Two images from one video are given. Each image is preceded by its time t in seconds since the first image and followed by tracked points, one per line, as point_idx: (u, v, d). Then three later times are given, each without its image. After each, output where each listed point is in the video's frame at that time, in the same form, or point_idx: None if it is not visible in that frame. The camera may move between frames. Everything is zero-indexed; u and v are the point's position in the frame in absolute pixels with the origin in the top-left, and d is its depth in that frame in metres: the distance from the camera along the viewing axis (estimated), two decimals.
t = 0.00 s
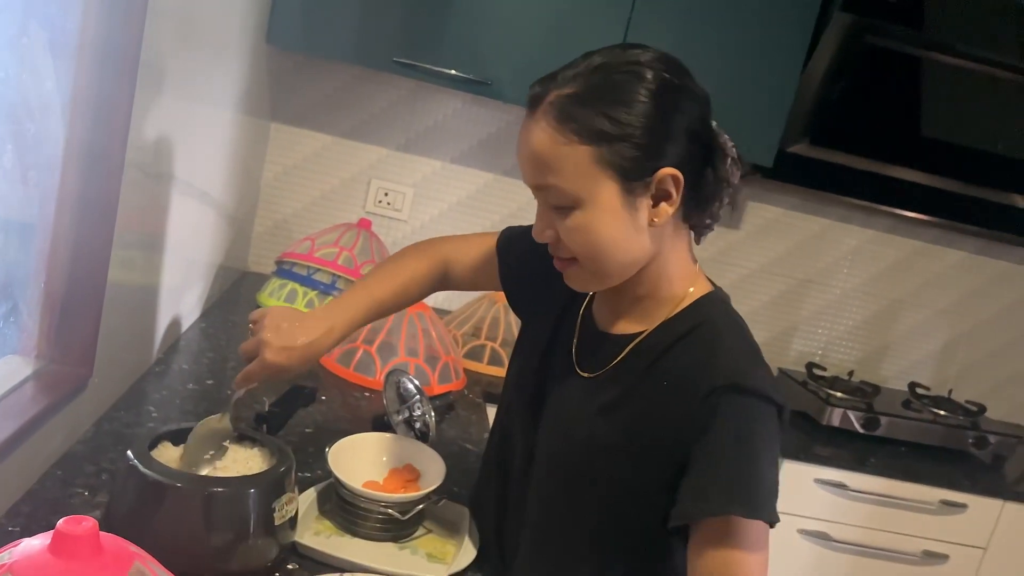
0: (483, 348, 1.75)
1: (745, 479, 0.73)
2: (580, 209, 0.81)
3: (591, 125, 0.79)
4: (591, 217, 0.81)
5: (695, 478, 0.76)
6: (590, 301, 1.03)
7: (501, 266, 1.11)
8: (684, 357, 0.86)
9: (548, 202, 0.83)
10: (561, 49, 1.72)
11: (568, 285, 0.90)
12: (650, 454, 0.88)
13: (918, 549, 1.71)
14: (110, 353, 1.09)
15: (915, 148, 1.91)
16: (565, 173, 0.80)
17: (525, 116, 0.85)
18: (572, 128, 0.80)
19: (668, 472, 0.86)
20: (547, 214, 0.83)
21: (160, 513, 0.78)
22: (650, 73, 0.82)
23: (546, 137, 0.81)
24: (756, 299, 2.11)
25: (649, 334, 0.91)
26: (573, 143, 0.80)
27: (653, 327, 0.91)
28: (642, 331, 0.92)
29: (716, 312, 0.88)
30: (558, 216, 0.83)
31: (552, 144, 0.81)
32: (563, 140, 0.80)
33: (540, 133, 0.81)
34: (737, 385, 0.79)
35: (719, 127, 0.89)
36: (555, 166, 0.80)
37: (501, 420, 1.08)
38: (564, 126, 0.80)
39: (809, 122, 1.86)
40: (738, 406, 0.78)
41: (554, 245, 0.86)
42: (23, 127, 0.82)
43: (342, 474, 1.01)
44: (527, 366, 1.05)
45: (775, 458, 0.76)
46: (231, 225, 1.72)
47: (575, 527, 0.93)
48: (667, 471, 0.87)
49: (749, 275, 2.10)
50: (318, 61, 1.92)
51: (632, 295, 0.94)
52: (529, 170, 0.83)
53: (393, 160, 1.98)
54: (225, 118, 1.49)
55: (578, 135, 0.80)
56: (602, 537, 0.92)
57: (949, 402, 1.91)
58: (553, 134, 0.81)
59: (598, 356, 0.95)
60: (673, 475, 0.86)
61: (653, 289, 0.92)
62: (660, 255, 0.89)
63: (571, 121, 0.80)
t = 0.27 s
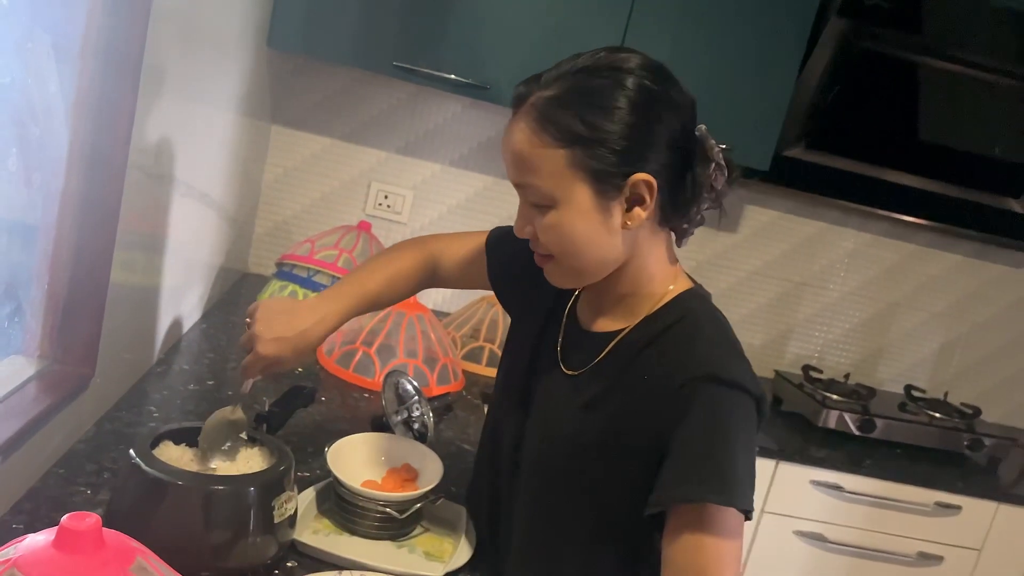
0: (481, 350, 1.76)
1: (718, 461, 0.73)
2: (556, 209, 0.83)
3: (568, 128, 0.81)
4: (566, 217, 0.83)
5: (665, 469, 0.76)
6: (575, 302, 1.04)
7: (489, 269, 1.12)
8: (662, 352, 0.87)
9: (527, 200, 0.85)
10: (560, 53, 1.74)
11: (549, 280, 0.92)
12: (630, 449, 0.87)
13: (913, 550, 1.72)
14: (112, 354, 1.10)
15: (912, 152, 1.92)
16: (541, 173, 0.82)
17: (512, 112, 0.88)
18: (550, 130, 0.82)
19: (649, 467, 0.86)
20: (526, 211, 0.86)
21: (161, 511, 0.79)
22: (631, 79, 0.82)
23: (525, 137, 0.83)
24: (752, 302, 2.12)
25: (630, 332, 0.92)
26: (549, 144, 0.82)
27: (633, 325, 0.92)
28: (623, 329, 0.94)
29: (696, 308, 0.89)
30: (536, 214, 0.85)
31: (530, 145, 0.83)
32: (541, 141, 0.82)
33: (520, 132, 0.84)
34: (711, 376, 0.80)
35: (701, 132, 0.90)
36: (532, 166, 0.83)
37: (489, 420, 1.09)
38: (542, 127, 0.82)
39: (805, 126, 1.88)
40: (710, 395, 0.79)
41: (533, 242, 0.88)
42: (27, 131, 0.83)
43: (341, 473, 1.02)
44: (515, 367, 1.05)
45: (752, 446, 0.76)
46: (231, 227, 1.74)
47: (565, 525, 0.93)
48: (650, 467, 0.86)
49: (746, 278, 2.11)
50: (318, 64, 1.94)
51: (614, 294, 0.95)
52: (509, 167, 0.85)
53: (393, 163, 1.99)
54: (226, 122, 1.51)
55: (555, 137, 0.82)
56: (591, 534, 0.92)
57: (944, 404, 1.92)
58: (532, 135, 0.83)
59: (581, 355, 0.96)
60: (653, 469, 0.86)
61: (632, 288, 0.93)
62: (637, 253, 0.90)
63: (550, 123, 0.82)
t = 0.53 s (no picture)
0: (487, 358, 1.77)
1: (707, 460, 0.74)
2: (539, 212, 0.84)
3: (552, 135, 0.83)
4: (549, 220, 0.84)
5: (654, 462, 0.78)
6: (564, 305, 1.05)
7: (485, 272, 1.14)
8: (647, 351, 0.88)
9: (512, 203, 0.87)
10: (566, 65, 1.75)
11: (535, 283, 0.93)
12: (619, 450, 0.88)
13: (917, 560, 1.72)
14: (123, 361, 1.12)
15: (915, 163, 1.93)
16: (526, 177, 0.84)
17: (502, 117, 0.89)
18: (535, 136, 0.83)
19: (638, 466, 0.86)
20: (511, 214, 0.87)
21: (172, 517, 0.80)
22: (617, 91, 0.83)
23: (511, 142, 0.85)
24: (757, 311, 2.13)
25: (614, 334, 0.93)
26: (534, 150, 0.83)
27: (617, 327, 0.94)
28: (608, 330, 0.95)
29: (680, 308, 0.90)
30: (520, 218, 0.86)
31: (516, 150, 0.84)
32: (527, 147, 0.84)
33: (507, 137, 0.85)
34: (695, 371, 0.81)
35: (684, 139, 0.91)
36: (517, 170, 0.84)
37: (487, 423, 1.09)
38: (528, 133, 0.84)
39: (809, 137, 1.89)
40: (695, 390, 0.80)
41: (518, 245, 0.90)
42: (44, 143, 0.85)
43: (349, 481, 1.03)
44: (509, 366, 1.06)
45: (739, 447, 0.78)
46: (240, 236, 1.76)
47: (563, 527, 0.93)
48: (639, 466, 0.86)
49: (751, 287, 2.12)
50: (327, 75, 1.96)
51: (600, 298, 0.96)
52: (497, 171, 0.87)
53: (400, 172, 2.01)
54: (236, 132, 1.53)
55: (541, 143, 0.83)
56: (586, 534, 0.92)
57: (949, 415, 1.93)
58: (518, 140, 0.84)
59: (568, 357, 0.97)
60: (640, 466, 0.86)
61: (617, 291, 0.94)
62: (619, 254, 0.92)
63: (536, 129, 0.84)
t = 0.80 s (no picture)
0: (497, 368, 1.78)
1: (706, 461, 0.75)
2: (541, 217, 0.85)
3: (555, 141, 0.83)
4: (551, 226, 0.84)
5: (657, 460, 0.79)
6: (564, 309, 1.05)
7: (488, 279, 1.14)
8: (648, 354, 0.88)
9: (514, 207, 0.87)
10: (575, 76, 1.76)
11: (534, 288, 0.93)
12: (619, 450, 0.88)
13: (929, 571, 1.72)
14: (136, 370, 1.12)
15: (925, 172, 1.93)
16: (528, 182, 0.84)
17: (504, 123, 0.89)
18: (538, 141, 0.84)
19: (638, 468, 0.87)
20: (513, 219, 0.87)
21: (186, 524, 0.81)
22: (618, 98, 0.84)
23: (514, 147, 0.85)
24: (767, 321, 2.13)
25: (613, 338, 0.93)
26: (537, 156, 0.84)
27: (618, 330, 0.94)
28: (607, 334, 0.95)
29: (679, 310, 0.90)
30: (522, 222, 0.87)
31: (519, 155, 0.85)
32: (530, 152, 0.84)
33: (510, 142, 0.86)
34: (693, 369, 0.82)
35: (685, 150, 0.93)
36: (520, 175, 0.84)
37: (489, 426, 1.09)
38: (532, 138, 0.84)
39: (818, 147, 1.89)
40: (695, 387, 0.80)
41: (519, 249, 0.90)
42: (61, 154, 0.86)
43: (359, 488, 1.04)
44: (513, 368, 1.06)
45: (738, 447, 0.79)
46: (251, 246, 1.77)
47: (563, 527, 0.94)
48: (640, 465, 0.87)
49: (761, 297, 2.12)
50: (338, 86, 1.97)
51: (599, 302, 0.96)
52: (499, 175, 0.87)
53: (410, 182, 2.02)
54: (248, 143, 1.54)
55: (544, 149, 0.83)
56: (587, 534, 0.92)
57: (961, 424, 1.92)
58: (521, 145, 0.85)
59: (568, 360, 0.97)
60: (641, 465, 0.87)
61: (617, 296, 0.94)
62: (621, 259, 0.92)
63: (538, 135, 0.84)
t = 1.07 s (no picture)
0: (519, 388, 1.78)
1: (666, 465, 0.78)
2: (559, 233, 0.85)
3: (575, 160, 0.83)
4: (568, 242, 0.84)
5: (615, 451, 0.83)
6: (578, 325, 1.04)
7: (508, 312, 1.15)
8: (645, 361, 0.87)
9: (531, 222, 0.87)
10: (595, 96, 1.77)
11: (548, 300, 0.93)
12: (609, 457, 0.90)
13: None
14: (163, 393, 1.14)
15: (950, 189, 1.91)
16: (547, 199, 0.84)
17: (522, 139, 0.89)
18: (559, 159, 0.83)
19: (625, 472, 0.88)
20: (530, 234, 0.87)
21: (210, 548, 0.82)
22: (635, 118, 0.85)
23: (533, 164, 0.85)
24: (791, 339, 2.11)
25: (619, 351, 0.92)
26: (557, 173, 0.84)
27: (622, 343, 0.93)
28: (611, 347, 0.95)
29: (687, 326, 0.90)
30: (538, 237, 0.87)
31: (539, 172, 0.84)
32: (550, 169, 0.84)
33: (528, 158, 0.85)
34: (670, 374, 0.83)
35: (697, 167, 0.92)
36: (538, 191, 0.84)
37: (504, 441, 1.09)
38: (551, 156, 0.84)
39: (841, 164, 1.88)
40: (672, 392, 0.82)
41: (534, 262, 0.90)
42: (89, 182, 0.88)
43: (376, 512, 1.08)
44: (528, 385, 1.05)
45: (710, 453, 0.80)
46: (276, 268, 1.79)
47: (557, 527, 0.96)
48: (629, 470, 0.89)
49: (785, 315, 2.10)
50: (361, 109, 1.99)
51: (608, 316, 0.96)
52: (516, 190, 0.87)
53: (432, 203, 2.04)
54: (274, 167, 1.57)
55: (563, 167, 0.83)
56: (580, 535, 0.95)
57: (991, 443, 1.89)
58: (542, 162, 0.84)
59: (575, 372, 0.97)
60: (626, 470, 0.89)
61: (625, 310, 0.94)
62: (633, 274, 0.92)
63: (559, 154, 0.84)
